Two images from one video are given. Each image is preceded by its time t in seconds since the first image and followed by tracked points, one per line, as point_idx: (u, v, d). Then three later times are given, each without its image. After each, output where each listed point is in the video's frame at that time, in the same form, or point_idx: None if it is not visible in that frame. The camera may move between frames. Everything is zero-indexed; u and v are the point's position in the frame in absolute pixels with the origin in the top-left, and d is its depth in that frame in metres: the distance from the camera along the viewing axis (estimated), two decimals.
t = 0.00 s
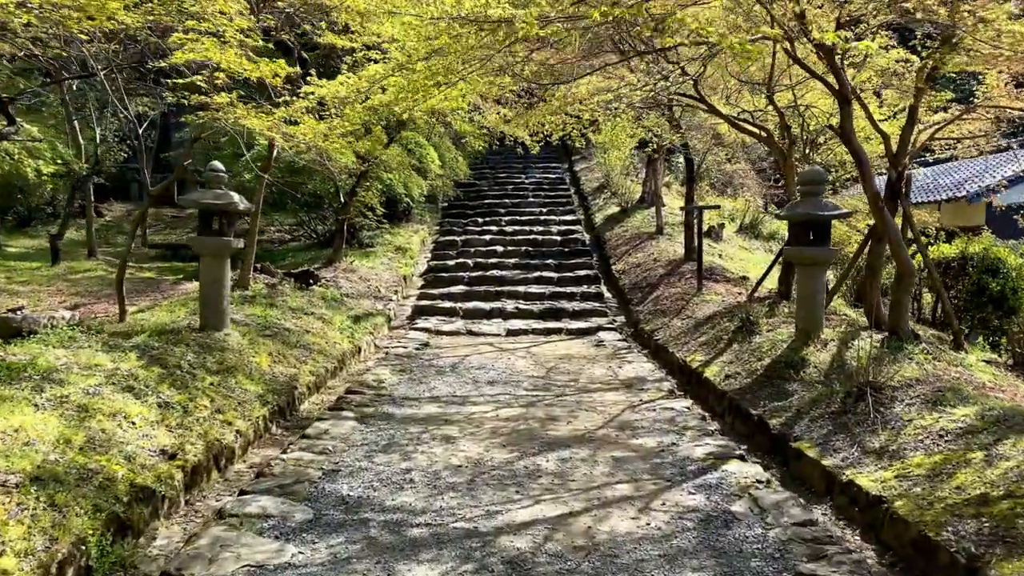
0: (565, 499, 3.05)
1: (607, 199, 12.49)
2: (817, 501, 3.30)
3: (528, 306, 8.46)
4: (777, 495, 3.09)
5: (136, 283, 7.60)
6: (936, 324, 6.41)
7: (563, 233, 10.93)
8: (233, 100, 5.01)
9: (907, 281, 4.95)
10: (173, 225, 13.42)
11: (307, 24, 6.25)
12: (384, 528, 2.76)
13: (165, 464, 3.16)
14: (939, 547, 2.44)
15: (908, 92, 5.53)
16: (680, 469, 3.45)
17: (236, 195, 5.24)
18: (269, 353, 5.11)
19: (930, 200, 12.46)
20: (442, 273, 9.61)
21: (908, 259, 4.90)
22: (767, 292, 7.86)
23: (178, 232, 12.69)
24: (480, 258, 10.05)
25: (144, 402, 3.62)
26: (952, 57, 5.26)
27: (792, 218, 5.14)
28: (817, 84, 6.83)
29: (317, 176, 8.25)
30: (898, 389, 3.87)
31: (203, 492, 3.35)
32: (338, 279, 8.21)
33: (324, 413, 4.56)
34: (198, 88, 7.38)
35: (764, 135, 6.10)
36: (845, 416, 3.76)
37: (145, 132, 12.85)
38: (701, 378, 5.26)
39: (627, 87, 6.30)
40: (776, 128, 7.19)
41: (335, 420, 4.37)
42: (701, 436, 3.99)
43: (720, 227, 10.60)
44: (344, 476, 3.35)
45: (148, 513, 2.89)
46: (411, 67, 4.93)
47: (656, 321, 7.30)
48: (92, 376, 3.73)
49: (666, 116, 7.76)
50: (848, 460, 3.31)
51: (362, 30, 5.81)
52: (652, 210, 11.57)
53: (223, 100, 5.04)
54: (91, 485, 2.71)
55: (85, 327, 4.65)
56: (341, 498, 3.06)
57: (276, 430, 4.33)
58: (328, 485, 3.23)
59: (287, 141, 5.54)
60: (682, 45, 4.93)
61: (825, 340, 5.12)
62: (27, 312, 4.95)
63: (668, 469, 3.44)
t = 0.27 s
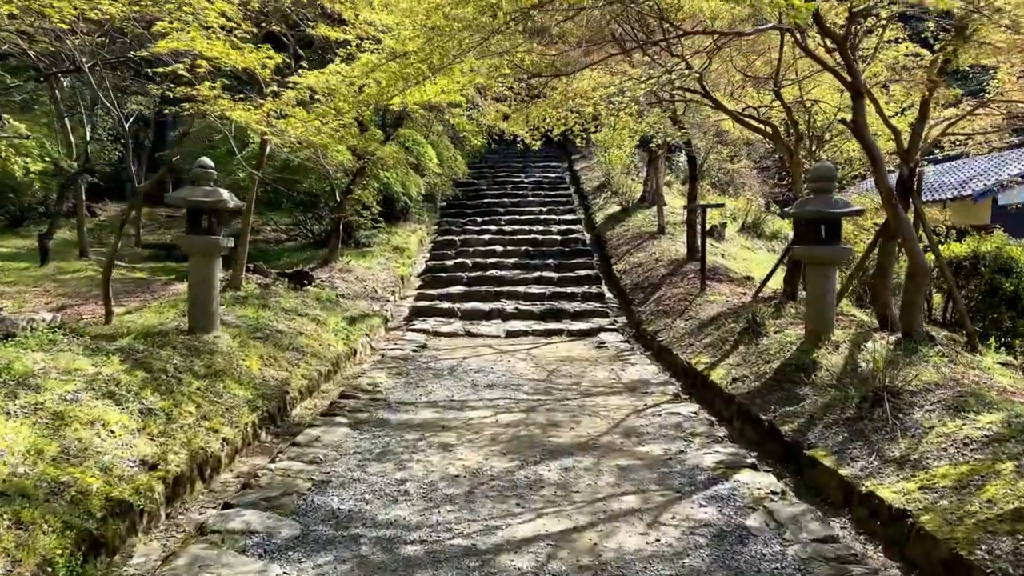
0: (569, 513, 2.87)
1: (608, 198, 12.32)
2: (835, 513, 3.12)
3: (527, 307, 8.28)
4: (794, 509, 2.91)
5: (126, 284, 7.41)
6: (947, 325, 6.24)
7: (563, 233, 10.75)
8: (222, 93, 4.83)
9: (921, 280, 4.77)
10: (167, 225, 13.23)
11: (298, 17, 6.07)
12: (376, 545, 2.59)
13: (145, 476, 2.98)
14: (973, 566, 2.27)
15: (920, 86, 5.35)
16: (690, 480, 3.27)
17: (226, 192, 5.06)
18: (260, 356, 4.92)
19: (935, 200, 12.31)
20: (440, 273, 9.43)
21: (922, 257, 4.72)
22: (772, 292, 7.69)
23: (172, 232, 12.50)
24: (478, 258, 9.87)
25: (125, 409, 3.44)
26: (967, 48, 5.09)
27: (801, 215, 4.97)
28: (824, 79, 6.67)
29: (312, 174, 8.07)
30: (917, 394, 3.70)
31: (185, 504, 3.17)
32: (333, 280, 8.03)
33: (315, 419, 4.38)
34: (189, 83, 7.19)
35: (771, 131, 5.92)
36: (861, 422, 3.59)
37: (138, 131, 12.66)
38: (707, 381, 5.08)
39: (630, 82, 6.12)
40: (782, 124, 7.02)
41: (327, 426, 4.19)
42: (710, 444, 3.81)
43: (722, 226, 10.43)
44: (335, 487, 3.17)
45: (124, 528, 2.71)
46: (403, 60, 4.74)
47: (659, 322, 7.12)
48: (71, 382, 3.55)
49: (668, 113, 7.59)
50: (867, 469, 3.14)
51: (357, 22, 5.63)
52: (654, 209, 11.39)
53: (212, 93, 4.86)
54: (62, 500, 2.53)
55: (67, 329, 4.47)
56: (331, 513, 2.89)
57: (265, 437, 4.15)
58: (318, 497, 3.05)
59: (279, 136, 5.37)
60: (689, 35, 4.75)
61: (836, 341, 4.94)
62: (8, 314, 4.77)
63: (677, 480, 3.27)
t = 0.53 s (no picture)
0: (570, 532, 2.70)
1: (607, 199, 12.15)
2: (850, 530, 2.95)
3: (526, 310, 8.11)
4: (809, 527, 2.74)
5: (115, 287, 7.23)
6: (957, 328, 6.08)
7: (563, 234, 10.58)
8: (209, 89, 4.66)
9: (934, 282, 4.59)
10: (161, 227, 13.04)
11: (290, 11, 5.90)
12: (364, 569, 2.42)
13: (120, 493, 2.80)
14: None
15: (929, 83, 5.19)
16: (697, 495, 3.10)
17: (213, 193, 4.89)
18: (249, 363, 4.75)
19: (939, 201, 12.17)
20: (437, 275, 9.25)
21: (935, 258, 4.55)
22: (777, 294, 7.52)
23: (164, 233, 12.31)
24: (476, 259, 9.70)
25: (101, 420, 3.27)
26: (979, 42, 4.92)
27: (809, 214, 4.80)
28: (829, 76, 6.50)
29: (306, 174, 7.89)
30: (934, 403, 3.53)
31: (163, 523, 3.00)
32: (328, 282, 7.86)
33: (305, 429, 4.21)
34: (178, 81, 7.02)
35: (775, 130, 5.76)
36: (876, 433, 3.42)
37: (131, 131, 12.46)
38: (711, 387, 4.91)
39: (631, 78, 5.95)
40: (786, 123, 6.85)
41: (317, 437, 4.02)
42: (717, 456, 3.64)
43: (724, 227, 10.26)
44: (322, 505, 3.00)
45: (95, 551, 2.54)
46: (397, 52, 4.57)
47: (661, 325, 6.95)
48: (45, 392, 3.37)
49: (669, 111, 7.42)
50: (884, 484, 2.97)
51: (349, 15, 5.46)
52: (654, 210, 11.23)
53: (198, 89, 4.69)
54: (25, 522, 2.36)
55: (46, 336, 4.29)
56: (317, 533, 2.72)
57: (252, 448, 3.98)
58: (304, 515, 2.88)
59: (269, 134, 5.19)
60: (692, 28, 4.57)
61: (845, 346, 4.77)
62: None
63: (683, 495, 3.09)
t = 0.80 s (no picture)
0: (570, 556, 2.50)
1: (606, 199, 11.96)
2: (869, 551, 2.76)
3: (523, 312, 7.91)
4: (827, 550, 2.54)
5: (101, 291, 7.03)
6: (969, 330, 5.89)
7: (561, 235, 10.39)
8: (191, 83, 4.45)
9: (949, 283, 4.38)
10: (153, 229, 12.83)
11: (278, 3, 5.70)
12: None
13: (86, 514, 2.60)
14: None
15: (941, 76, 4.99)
16: (705, 513, 2.90)
17: (196, 192, 4.69)
18: (234, 369, 4.54)
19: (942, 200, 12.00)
20: (433, 277, 9.05)
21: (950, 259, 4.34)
22: (781, 297, 7.32)
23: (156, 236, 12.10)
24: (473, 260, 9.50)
25: (69, 434, 3.06)
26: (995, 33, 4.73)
27: (817, 213, 4.60)
28: (836, 72, 6.30)
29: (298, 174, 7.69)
30: (955, 412, 3.33)
31: (133, 545, 2.79)
32: (321, 285, 7.66)
33: (291, 440, 4.01)
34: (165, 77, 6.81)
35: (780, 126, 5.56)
36: (894, 444, 3.22)
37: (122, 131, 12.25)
38: (716, 394, 4.72)
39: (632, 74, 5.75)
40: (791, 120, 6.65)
41: (303, 449, 3.82)
42: (725, 469, 3.44)
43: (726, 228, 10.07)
44: (304, 525, 2.80)
45: None
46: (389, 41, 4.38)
47: (663, 328, 6.75)
48: (11, 403, 3.17)
49: (670, 108, 7.22)
50: (906, 501, 2.77)
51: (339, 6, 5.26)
52: (654, 211, 11.04)
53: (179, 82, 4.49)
54: None
55: (19, 342, 4.09)
56: (297, 557, 2.52)
57: (234, 461, 3.77)
58: (285, 537, 2.68)
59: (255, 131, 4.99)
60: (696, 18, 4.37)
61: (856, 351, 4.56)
62: None
63: (691, 514, 2.89)
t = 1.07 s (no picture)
0: None
1: (606, 200, 11.79)
2: (889, 575, 2.58)
3: (521, 316, 7.73)
4: None
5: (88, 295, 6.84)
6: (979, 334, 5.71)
7: (560, 237, 10.21)
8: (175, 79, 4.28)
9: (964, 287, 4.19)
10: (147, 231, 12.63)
11: None
12: None
13: (52, 538, 2.42)
14: None
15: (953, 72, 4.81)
16: (714, 534, 2.72)
17: (180, 194, 4.52)
18: (220, 378, 4.37)
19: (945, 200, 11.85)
20: (430, 280, 8.88)
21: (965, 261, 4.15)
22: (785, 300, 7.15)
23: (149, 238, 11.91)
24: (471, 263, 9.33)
25: (39, 450, 2.88)
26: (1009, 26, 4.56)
27: (825, 214, 4.43)
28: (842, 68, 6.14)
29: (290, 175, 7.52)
30: (976, 424, 3.16)
31: (104, 570, 2.61)
32: (314, 289, 7.49)
33: (277, 453, 3.83)
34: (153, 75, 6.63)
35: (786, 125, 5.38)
36: (912, 458, 3.05)
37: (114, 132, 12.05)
38: (721, 402, 4.54)
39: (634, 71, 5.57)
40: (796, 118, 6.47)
41: (290, 462, 3.64)
42: (733, 484, 3.26)
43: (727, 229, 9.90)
44: (287, 548, 2.62)
45: None
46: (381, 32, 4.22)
47: (665, 332, 6.57)
48: None
49: (672, 107, 7.04)
50: (929, 521, 2.59)
51: None
52: (655, 212, 10.87)
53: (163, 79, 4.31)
54: None
55: None
56: None
57: (217, 475, 3.59)
58: (265, 562, 2.50)
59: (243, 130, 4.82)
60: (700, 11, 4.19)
61: (866, 357, 4.38)
62: None
63: (700, 535, 2.71)
